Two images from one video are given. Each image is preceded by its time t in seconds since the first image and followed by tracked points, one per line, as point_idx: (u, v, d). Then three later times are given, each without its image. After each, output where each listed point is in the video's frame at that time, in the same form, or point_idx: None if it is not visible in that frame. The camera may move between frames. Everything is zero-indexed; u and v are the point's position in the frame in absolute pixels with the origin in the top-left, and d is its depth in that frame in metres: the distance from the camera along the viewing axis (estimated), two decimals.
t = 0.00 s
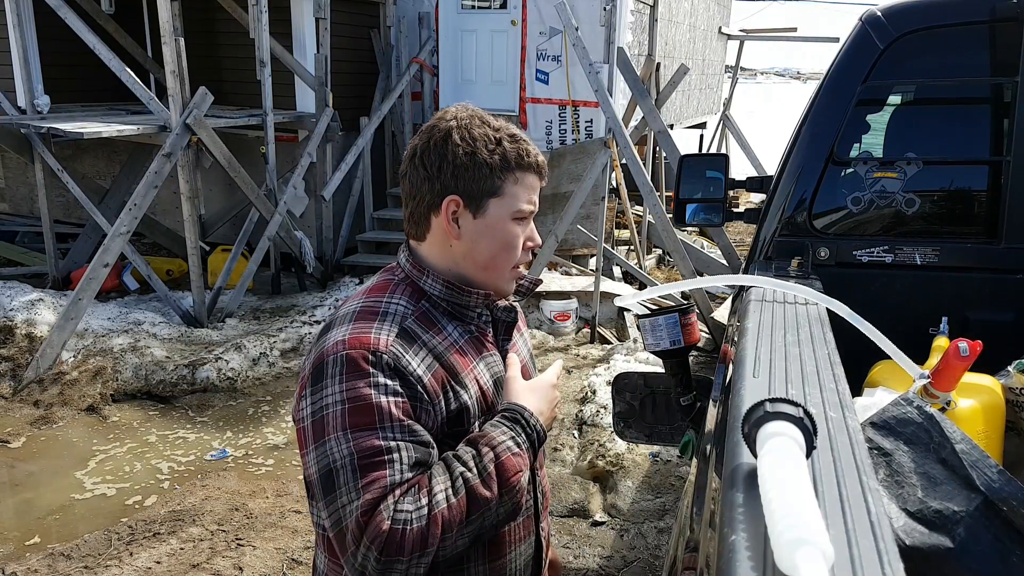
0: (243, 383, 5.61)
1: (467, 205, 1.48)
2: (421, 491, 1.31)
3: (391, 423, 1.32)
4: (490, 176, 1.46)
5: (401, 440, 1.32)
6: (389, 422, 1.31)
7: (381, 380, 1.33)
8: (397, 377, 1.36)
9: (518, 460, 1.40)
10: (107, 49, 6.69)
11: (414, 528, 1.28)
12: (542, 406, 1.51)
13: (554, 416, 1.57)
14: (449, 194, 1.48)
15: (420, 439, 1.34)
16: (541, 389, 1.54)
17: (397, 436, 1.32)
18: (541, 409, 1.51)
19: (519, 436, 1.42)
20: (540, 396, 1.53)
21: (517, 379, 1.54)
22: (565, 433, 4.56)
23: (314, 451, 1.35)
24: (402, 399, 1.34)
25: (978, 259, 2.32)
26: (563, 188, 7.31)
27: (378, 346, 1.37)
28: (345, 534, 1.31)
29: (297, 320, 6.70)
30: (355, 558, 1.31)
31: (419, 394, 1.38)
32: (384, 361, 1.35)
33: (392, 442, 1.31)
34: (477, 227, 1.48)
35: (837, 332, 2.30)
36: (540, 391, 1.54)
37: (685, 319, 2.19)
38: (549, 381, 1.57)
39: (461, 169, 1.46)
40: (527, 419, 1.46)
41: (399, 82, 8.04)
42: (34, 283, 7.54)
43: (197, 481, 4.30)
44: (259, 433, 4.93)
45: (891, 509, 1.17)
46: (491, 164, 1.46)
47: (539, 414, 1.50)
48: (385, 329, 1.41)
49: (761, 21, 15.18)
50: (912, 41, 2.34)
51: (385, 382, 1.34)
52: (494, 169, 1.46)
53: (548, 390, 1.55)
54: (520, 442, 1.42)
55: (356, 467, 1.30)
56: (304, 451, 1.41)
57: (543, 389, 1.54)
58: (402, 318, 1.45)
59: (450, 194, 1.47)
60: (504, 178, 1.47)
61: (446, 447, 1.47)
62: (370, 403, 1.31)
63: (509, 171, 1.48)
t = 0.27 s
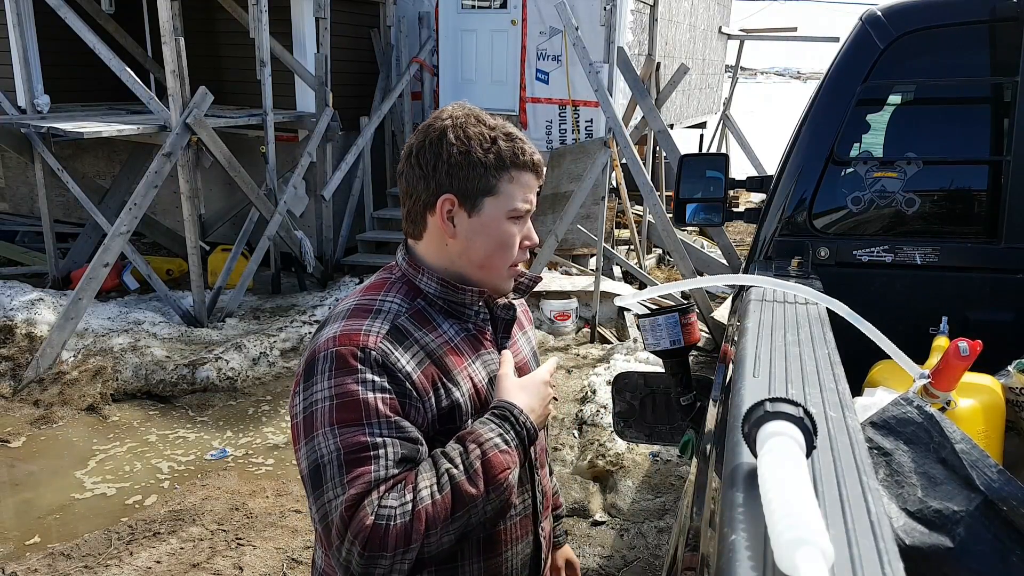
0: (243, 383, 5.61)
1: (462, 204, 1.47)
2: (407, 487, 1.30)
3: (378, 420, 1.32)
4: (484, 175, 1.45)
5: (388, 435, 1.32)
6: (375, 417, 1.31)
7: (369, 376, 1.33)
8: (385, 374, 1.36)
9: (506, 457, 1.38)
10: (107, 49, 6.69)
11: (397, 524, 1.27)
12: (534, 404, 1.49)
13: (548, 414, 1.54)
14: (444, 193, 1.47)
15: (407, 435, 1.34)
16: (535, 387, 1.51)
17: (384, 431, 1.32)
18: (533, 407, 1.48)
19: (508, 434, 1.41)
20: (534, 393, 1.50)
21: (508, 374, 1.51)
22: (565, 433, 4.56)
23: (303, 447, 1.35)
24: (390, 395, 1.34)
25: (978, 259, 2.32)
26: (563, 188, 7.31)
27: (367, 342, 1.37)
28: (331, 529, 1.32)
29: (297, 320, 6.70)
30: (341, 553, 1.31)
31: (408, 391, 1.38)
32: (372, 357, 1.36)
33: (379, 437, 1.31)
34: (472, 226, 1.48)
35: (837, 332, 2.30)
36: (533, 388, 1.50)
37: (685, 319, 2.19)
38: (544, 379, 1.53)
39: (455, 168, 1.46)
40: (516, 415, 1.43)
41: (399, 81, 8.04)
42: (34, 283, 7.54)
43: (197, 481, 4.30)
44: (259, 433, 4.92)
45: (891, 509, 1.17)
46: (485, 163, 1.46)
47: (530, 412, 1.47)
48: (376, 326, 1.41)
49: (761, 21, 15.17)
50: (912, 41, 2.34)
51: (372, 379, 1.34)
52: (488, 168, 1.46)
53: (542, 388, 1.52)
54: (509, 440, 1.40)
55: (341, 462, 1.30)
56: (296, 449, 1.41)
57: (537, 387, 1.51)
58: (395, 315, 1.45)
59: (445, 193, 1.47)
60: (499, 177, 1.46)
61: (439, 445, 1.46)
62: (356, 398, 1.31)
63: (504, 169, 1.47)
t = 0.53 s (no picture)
0: (243, 383, 5.61)
1: (453, 201, 1.48)
2: (402, 486, 1.30)
3: (375, 420, 1.32)
4: (475, 171, 1.46)
5: (384, 435, 1.32)
6: (372, 416, 1.31)
7: (367, 375, 1.34)
8: (383, 374, 1.36)
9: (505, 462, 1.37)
10: (107, 49, 6.69)
11: (394, 525, 1.27)
12: (532, 406, 1.47)
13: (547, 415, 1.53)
14: (436, 189, 1.49)
15: (404, 434, 1.34)
16: (529, 383, 1.49)
17: (380, 431, 1.32)
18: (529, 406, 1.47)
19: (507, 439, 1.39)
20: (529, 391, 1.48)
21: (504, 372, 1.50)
22: (565, 433, 4.56)
23: (301, 445, 1.36)
24: (387, 395, 1.34)
25: (978, 259, 2.32)
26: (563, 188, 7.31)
27: (365, 341, 1.37)
28: (328, 528, 1.32)
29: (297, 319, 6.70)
30: (337, 552, 1.31)
31: (405, 390, 1.38)
32: (370, 356, 1.36)
33: (375, 437, 1.31)
34: (464, 222, 1.48)
35: (837, 332, 2.30)
36: (528, 386, 1.49)
37: (685, 319, 2.19)
38: (540, 375, 1.52)
39: (446, 165, 1.47)
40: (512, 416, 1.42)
41: (399, 81, 8.04)
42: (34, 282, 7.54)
43: (197, 480, 4.30)
44: (259, 433, 4.93)
45: (891, 509, 1.17)
46: (475, 160, 1.46)
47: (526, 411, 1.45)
48: (375, 325, 1.41)
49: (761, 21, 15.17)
50: (912, 41, 2.34)
51: (370, 378, 1.34)
52: (479, 164, 1.46)
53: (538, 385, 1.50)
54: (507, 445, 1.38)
55: (338, 461, 1.30)
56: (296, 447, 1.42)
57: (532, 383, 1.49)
58: (394, 314, 1.45)
59: (437, 190, 1.48)
60: (490, 174, 1.46)
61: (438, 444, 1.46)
62: (353, 398, 1.31)
63: (495, 166, 1.47)
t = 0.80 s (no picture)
0: (243, 382, 5.61)
1: (412, 201, 1.54)
2: (406, 502, 1.31)
3: (378, 422, 1.31)
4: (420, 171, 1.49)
5: (387, 438, 1.32)
6: (376, 419, 1.31)
7: (374, 377, 1.33)
8: (389, 376, 1.35)
9: (518, 511, 1.42)
10: (107, 48, 6.69)
11: (394, 537, 1.28)
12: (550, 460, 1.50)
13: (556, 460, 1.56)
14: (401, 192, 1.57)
15: (406, 439, 1.34)
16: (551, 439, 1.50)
17: (383, 434, 1.32)
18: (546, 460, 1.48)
19: (524, 487, 1.43)
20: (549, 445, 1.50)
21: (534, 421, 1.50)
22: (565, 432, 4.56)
23: (301, 440, 1.35)
24: (392, 398, 1.34)
25: (978, 259, 2.32)
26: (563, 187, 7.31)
27: (373, 340, 1.37)
28: (324, 526, 1.32)
29: (297, 319, 6.70)
30: (331, 551, 1.32)
31: (410, 393, 1.37)
32: (378, 357, 1.35)
33: (377, 440, 1.31)
34: (421, 221, 1.52)
35: (837, 331, 2.30)
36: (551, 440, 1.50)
37: (685, 319, 2.19)
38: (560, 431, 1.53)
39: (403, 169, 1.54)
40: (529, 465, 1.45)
41: (399, 81, 8.04)
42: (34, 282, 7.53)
43: (197, 480, 4.30)
44: (259, 433, 4.92)
45: (890, 508, 1.17)
46: (421, 160, 1.50)
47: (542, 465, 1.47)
48: (383, 324, 1.41)
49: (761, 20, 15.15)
50: (912, 41, 2.34)
51: (375, 380, 1.33)
52: (423, 163, 1.49)
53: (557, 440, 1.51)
54: (523, 491, 1.43)
55: (339, 462, 1.30)
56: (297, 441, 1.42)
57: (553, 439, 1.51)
58: (402, 313, 1.45)
59: (400, 193, 1.56)
60: (432, 171, 1.48)
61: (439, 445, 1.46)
62: (359, 399, 1.31)
63: (438, 161, 1.48)
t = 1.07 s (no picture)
0: (243, 382, 5.61)
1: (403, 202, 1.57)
2: (375, 504, 1.31)
3: (351, 421, 1.31)
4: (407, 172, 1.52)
5: (359, 440, 1.31)
6: (349, 420, 1.31)
7: (350, 377, 1.33)
8: (367, 376, 1.35)
9: (494, 521, 1.39)
10: (107, 48, 6.69)
11: (358, 538, 1.28)
12: (530, 467, 1.46)
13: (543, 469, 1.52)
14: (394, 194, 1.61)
15: (379, 441, 1.33)
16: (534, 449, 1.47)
17: (355, 435, 1.31)
18: (526, 470, 1.45)
19: (501, 496, 1.40)
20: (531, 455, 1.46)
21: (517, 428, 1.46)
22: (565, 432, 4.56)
23: (284, 435, 1.38)
24: (368, 399, 1.33)
25: (978, 258, 2.32)
26: (563, 187, 7.31)
27: (354, 340, 1.37)
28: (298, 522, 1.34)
29: (297, 319, 6.70)
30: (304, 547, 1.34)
31: (388, 395, 1.36)
32: (356, 357, 1.35)
33: (349, 441, 1.31)
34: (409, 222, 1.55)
35: (838, 331, 2.30)
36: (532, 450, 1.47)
37: (685, 319, 2.19)
38: (544, 441, 1.49)
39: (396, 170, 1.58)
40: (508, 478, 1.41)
41: (399, 81, 8.04)
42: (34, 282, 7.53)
43: (197, 480, 4.31)
44: (259, 432, 4.93)
45: (891, 507, 1.17)
46: (409, 162, 1.53)
47: (522, 476, 1.44)
48: (367, 324, 1.41)
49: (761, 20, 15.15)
50: (912, 41, 2.34)
51: (352, 380, 1.33)
52: (410, 165, 1.52)
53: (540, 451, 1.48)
54: (500, 501, 1.40)
55: (311, 461, 1.31)
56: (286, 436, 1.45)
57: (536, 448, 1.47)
58: (390, 314, 1.44)
59: (393, 194, 1.60)
60: (417, 172, 1.51)
61: (423, 446, 1.44)
62: (333, 398, 1.31)
63: (423, 163, 1.50)
